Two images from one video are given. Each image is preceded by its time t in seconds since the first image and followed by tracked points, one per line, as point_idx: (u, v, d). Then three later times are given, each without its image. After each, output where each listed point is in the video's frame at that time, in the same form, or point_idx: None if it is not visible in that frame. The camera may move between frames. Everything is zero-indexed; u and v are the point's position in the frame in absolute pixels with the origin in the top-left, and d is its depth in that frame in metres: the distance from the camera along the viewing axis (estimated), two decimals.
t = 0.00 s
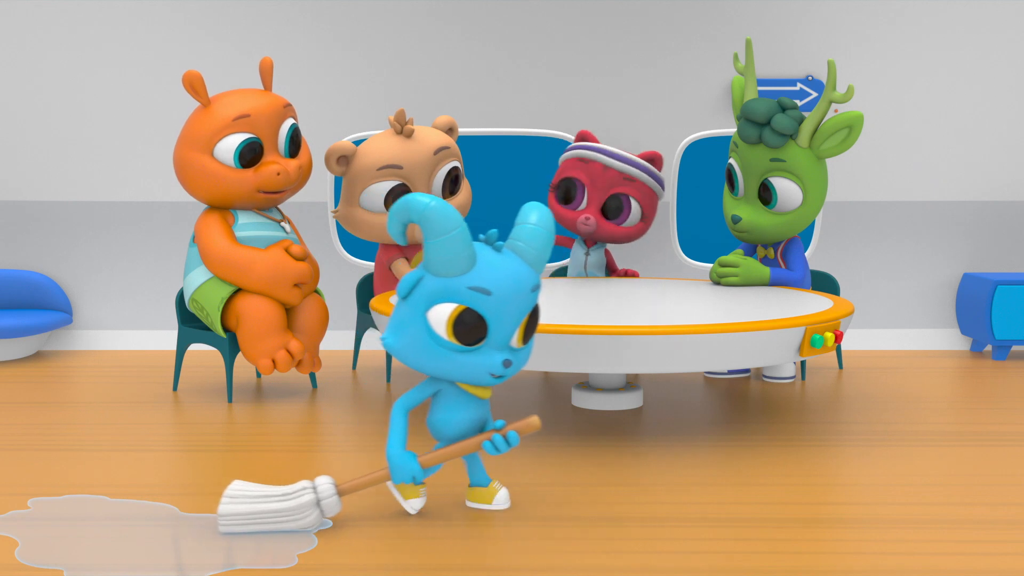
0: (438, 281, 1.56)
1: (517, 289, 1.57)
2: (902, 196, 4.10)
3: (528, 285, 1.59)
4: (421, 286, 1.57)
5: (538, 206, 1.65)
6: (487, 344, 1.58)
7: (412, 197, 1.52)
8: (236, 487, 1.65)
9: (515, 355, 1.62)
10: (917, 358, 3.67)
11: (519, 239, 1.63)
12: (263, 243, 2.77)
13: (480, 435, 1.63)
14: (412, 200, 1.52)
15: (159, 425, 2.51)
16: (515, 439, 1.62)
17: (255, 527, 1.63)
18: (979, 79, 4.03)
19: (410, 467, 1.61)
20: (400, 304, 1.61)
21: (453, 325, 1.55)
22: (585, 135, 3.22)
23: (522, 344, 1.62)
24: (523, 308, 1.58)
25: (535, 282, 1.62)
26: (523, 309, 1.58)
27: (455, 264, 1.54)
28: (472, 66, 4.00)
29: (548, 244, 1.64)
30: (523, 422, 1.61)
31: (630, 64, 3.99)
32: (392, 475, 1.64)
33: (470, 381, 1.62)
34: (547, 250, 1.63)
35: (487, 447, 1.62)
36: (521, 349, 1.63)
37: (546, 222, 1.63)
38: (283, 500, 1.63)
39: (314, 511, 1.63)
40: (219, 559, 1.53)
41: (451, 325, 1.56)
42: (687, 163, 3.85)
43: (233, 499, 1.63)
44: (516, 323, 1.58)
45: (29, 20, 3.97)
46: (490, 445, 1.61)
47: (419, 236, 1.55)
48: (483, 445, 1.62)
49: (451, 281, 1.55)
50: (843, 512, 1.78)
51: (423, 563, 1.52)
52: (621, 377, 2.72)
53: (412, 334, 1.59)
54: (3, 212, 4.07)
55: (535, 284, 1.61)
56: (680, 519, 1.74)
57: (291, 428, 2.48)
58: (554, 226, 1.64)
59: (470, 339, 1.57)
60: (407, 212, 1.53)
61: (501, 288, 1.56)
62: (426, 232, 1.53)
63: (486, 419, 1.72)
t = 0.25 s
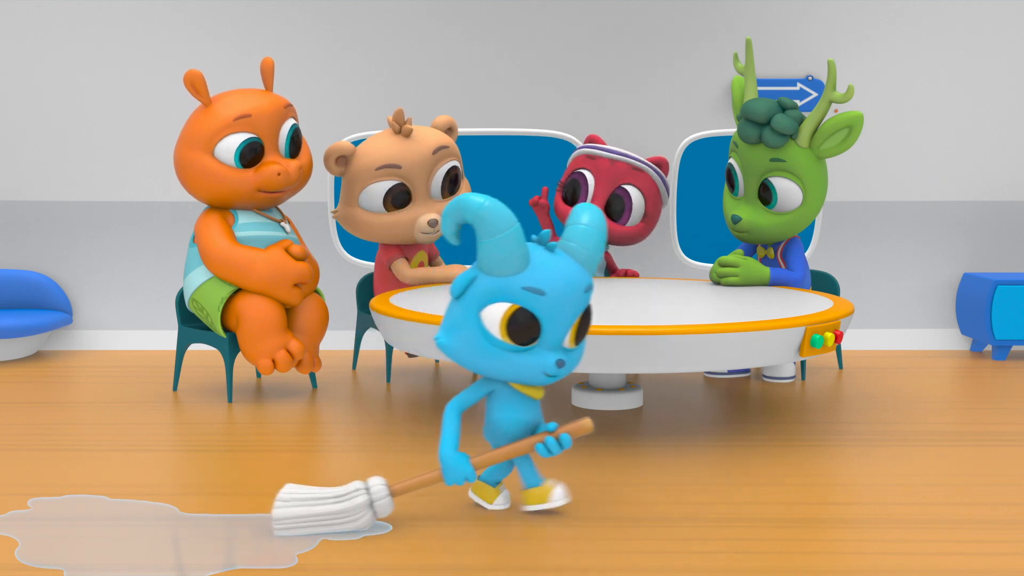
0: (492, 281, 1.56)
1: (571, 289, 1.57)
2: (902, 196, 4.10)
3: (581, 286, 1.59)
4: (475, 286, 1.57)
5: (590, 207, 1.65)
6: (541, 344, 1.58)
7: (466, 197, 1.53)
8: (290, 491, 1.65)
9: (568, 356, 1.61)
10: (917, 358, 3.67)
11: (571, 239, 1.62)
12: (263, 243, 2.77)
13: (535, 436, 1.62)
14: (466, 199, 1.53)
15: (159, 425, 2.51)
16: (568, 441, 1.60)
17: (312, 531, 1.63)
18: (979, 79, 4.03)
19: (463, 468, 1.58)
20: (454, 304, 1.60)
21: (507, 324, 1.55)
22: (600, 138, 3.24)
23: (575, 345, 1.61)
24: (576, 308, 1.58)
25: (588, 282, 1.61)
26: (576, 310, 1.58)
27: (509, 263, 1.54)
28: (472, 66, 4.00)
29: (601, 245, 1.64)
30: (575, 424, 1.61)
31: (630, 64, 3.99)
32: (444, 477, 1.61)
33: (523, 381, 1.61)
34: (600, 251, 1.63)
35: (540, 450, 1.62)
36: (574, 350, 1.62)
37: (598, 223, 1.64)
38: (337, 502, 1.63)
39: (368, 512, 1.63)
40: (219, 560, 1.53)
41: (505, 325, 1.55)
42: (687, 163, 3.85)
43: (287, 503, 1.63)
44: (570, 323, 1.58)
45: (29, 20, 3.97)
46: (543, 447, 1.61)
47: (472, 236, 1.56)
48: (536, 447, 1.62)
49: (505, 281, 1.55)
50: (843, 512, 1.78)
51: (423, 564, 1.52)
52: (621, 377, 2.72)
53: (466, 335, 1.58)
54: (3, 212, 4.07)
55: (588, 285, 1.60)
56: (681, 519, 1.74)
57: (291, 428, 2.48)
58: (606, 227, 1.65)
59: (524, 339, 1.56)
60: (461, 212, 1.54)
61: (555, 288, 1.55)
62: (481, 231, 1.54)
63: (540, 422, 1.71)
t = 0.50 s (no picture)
0: (547, 278, 1.57)
1: (625, 288, 1.58)
2: (902, 195, 4.10)
3: (635, 285, 1.60)
4: (529, 283, 1.59)
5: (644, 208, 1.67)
6: (594, 342, 1.59)
7: (522, 194, 1.55)
8: (348, 495, 1.66)
9: (621, 355, 1.62)
10: (917, 358, 3.67)
11: (624, 239, 1.64)
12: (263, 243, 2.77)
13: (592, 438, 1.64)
14: (523, 196, 1.54)
15: (159, 425, 2.51)
16: (626, 443, 1.62)
17: (375, 534, 1.64)
18: (978, 79, 4.04)
19: (522, 469, 1.60)
20: (508, 300, 1.62)
21: (561, 321, 1.56)
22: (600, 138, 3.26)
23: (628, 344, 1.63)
24: (630, 307, 1.59)
25: (641, 283, 1.62)
26: (630, 309, 1.59)
27: (563, 260, 1.56)
28: (472, 66, 4.00)
29: (654, 246, 1.65)
30: (632, 425, 1.63)
31: (630, 64, 3.99)
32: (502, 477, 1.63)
33: (576, 380, 1.62)
34: (653, 251, 1.64)
35: (598, 451, 1.63)
36: (627, 350, 1.63)
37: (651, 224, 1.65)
38: (397, 504, 1.64)
39: (427, 512, 1.64)
40: (220, 560, 1.53)
41: (559, 322, 1.57)
42: (687, 163, 3.85)
43: (347, 507, 1.64)
44: (623, 322, 1.59)
45: (29, 19, 3.97)
46: (602, 449, 1.62)
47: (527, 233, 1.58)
48: (595, 449, 1.63)
49: (560, 278, 1.57)
50: (842, 512, 1.78)
51: (424, 564, 1.52)
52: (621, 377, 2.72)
53: (521, 331, 1.60)
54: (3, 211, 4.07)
55: (642, 285, 1.62)
56: (681, 519, 1.74)
57: (291, 428, 2.48)
58: (659, 228, 1.66)
59: (578, 337, 1.58)
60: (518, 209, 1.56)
61: (609, 287, 1.57)
62: (536, 228, 1.56)
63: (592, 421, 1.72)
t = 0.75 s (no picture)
0: (604, 275, 1.58)
1: (681, 287, 1.58)
2: (902, 195, 4.10)
3: (691, 285, 1.59)
4: (586, 279, 1.60)
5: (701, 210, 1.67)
6: (650, 340, 1.59)
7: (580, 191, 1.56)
8: (406, 501, 1.66)
9: (677, 355, 1.62)
10: (917, 358, 3.66)
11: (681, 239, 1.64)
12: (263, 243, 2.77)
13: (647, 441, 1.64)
14: (580, 193, 1.55)
15: (158, 425, 2.51)
16: (680, 446, 1.61)
17: (433, 537, 1.63)
18: (978, 79, 4.03)
19: (577, 472, 1.62)
20: (564, 297, 1.63)
21: (617, 318, 1.57)
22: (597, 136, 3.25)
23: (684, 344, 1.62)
24: (686, 307, 1.59)
25: (698, 283, 1.62)
26: (687, 308, 1.59)
27: (620, 257, 1.56)
28: (473, 66, 4.00)
29: (711, 247, 1.65)
30: (687, 428, 1.62)
31: (630, 64, 3.99)
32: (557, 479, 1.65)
33: (632, 378, 1.62)
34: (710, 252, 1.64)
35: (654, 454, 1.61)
36: (682, 350, 1.63)
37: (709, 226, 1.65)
38: (455, 508, 1.62)
39: (486, 515, 1.62)
40: (219, 559, 1.53)
41: (615, 318, 1.57)
42: (687, 163, 3.84)
43: (406, 512, 1.64)
44: (679, 321, 1.58)
45: (29, 19, 3.97)
46: (657, 451, 1.61)
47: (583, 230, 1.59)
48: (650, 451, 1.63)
49: (617, 275, 1.57)
50: (842, 512, 1.78)
51: (423, 564, 1.52)
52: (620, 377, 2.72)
53: (578, 328, 1.60)
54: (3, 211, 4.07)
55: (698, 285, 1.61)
56: (681, 519, 1.74)
57: (290, 428, 2.48)
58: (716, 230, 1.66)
59: (635, 335, 1.58)
60: (576, 205, 1.57)
61: (666, 285, 1.56)
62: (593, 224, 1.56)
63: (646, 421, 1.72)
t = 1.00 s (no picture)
0: (661, 277, 1.57)
1: (738, 290, 1.58)
2: (901, 195, 4.10)
3: (748, 288, 1.59)
4: (642, 281, 1.59)
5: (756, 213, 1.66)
6: (707, 343, 1.58)
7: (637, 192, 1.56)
8: (457, 499, 1.65)
9: (732, 358, 1.61)
10: (917, 358, 3.66)
11: (737, 242, 1.63)
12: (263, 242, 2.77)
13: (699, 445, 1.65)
14: (638, 195, 1.55)
15: (159, 425, 2.51)
16: (730, 450, 1.65)
17: (486, 536, 1.63)
18: (978, 79, 4.04)
19: (631, 474, 1.63)
20: (619, 298, 1.63)
21: (673, 319, 1.56)
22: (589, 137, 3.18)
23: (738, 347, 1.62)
24: (742, 309, 1.58)
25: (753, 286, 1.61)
26: (743, 311, 1.58)
27: (677, 259, 1.56)
28: (473, 66, 4.00)
29: (766, 250, 1.64)
30: (738, 433, 1.66)
31: (630, 64, 3.99)
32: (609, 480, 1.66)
33: (687, 380, 1.62)
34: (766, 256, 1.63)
35: (704, 458, 1.65)
36: (736, 353, 1.62)
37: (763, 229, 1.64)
38: (508, 506, 1.63)
39: (537, 514, 1.63)
40: (220, 560, 1.53)
41: (672, 320, 1.56)
42: (687, 162, 3.84)
43: (458, 511, 1.63)
44: (734, 324, 1.58)
45: (28, 19, 3.97)
46: (707, 455, 1.64)
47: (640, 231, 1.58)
48: (701, 456, 1.65)
49: (674, 277, 1.56)
50: (843, 512, 1.78)
51: (424, 564, 1.52)
52: (621, 377, 2.72)
53: (634, 329, 1.60)
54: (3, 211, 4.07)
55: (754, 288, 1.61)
56: (683, 519, 1.75)
57: (291, 428, 2.48)
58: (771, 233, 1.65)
59: (691, 336, 1.57)
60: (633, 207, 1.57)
61: (723, 288, 1.56)
62: (651, 226, 1.56)
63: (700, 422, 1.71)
